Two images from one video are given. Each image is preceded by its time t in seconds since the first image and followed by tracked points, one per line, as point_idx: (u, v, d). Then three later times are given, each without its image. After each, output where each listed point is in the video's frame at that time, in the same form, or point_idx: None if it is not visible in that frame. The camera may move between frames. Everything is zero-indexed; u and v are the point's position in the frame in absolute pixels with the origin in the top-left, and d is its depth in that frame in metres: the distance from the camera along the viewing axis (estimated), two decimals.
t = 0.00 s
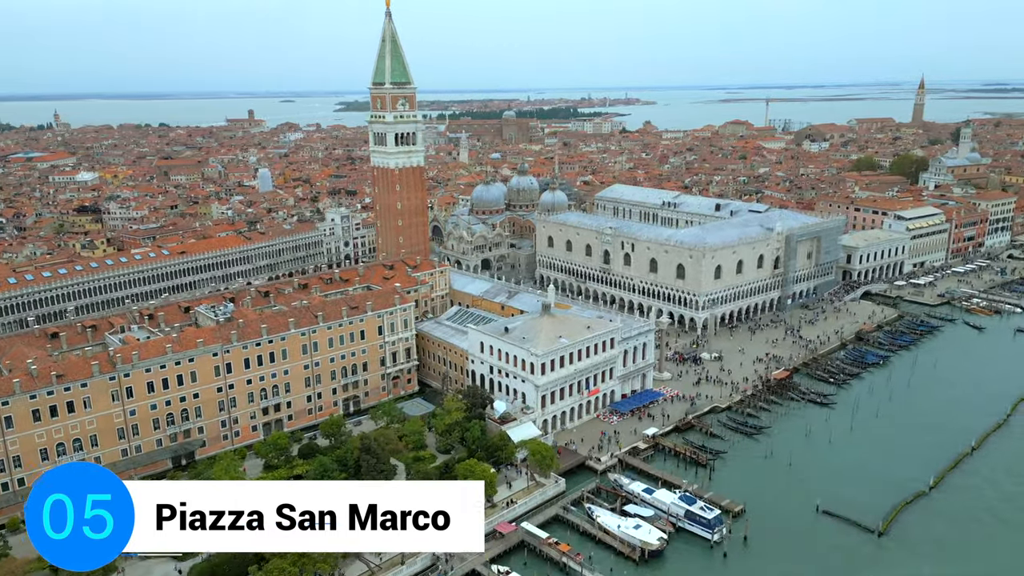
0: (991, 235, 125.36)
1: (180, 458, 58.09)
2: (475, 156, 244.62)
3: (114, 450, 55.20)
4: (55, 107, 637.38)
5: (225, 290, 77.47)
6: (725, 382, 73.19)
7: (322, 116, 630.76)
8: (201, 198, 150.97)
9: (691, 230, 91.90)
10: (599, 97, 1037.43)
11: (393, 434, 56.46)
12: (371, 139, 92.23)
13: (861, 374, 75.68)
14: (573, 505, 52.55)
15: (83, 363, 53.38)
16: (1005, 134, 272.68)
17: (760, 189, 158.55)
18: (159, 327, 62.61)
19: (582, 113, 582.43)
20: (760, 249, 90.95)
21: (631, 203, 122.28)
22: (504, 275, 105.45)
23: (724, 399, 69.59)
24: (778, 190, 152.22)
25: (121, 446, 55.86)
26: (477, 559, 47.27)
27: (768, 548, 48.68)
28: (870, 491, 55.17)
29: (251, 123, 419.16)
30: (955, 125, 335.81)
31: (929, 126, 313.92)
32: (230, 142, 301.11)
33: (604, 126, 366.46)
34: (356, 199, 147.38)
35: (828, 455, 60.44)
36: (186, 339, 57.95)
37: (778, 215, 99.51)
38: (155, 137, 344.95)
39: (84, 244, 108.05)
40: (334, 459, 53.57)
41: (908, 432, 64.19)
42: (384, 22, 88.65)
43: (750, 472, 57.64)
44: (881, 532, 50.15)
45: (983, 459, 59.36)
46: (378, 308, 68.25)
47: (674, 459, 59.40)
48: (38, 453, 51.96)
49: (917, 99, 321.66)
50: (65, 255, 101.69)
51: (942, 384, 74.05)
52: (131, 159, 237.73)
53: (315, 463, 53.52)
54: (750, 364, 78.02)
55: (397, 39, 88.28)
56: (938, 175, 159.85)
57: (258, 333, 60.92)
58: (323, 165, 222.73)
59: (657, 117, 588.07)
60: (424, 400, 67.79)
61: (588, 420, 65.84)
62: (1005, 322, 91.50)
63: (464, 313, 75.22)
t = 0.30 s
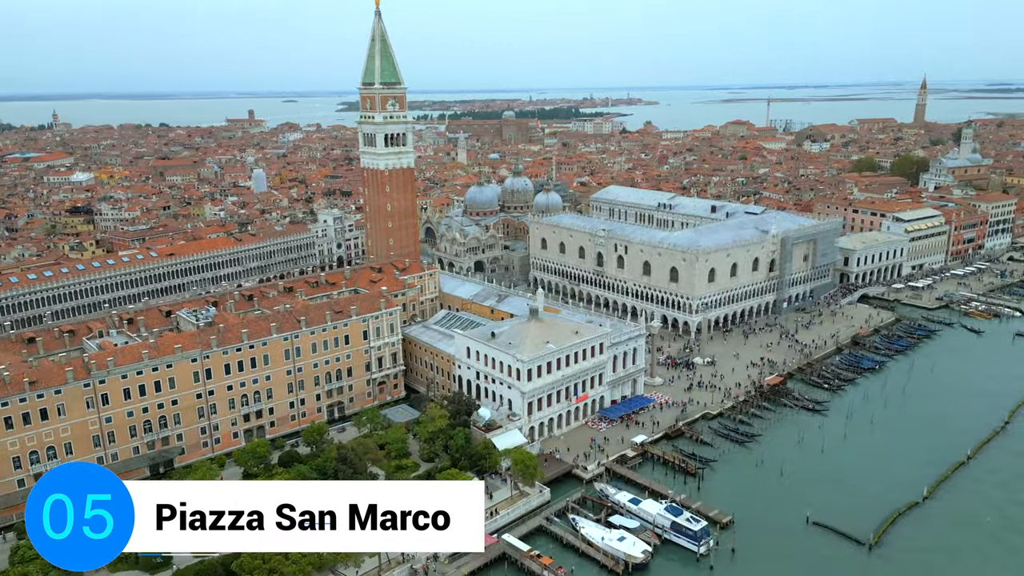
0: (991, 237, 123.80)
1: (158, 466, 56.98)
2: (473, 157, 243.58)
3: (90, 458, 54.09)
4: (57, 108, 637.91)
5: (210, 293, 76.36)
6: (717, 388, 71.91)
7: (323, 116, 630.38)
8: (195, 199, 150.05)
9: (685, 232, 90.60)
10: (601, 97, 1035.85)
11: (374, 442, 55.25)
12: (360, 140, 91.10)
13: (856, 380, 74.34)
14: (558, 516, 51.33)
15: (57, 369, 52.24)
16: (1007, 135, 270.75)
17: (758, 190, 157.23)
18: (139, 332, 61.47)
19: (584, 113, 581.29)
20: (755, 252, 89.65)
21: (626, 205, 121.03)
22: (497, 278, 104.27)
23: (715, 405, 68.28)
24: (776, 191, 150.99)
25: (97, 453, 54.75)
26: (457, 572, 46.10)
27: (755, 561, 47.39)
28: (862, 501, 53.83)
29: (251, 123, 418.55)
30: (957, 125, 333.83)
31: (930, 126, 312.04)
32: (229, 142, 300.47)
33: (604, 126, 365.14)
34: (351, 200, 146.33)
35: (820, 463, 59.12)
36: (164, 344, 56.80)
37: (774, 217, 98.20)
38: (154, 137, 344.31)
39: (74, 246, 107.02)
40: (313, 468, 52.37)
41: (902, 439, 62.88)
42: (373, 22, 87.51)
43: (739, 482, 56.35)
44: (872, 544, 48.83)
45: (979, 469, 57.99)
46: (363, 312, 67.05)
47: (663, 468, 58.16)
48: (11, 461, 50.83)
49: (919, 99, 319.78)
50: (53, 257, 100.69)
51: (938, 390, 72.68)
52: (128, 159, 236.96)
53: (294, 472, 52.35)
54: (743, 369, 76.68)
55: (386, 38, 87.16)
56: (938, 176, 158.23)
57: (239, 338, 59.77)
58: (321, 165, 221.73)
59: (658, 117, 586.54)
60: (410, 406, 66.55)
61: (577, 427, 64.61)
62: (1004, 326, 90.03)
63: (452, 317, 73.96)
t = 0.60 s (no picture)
0: (991, 239, 122.34)
1: (137, 473, 55.87)
2: (472, 157, 242.57)
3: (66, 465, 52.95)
4: (59, 108, 638.37)
5: (195, 296, 75.30)
6: (709, 393, 70.72)
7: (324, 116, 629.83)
8: (188, 200, 148.99)
9: (680, 234, 89.38)
10: (603, 97, 1034.48)
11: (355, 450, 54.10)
12: (350, 140, 89.95)
13: (851, 384, 73.07)
14: (541, 527, 50.18)
15: (32, 375, 51.11)
16: (1009, 135, 269.06)
17: (756, 191, 155.91)
18: (119, 336, 60.36)
19: (585, 113, 580.14)
20: (750, 254, 88.41)
21: (622, 206, 119.84)
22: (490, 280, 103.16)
23: (708, 411, 67.05)
24: (775, 192, 149.68)
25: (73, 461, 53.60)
26: None
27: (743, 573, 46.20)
28: (855, 511, 52.60)
29: (251, 123, 417.86)
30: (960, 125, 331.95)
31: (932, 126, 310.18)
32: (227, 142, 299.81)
33: (604, 126, 363.83)
34: (345, 201, 145.30)
35: (813, 471, 57.90)
36: (142, 350, 55.66)
37: (770, 219, 97.00)
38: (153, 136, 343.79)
39: (63, 247, 106.01)
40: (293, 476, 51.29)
41: (897, 446, 61.54)
42: (363, 21, 86.41)
43: (729, 490, 55.14)
44: (864, 556, 47.60)
45: (975, 478, 56.72)
46: (349, 316, 65.92)
47: (651, 476, 57.00)
48: None
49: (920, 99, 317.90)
50: (41, 259, 99.73)
51: (935, 395, 71.38)
52: (125, 159, 236.18)
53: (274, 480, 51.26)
54: (736, 374, 75.43)
55: (376, 37, 86.05)
56: (938, 177, 156.51)
57: (221, 343, 58.63)
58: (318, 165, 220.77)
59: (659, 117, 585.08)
60: (396, 412, 65.50)
61: (565, 433, 63.45)
62: (1003, 330, 88.70)
63: (440, 320, 72.79)
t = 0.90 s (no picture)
0: (992, 241, 120.91)
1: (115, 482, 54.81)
2: (470, 157, 241.39)
3: (41, 473, 51.83)
4: (60, 108, 637.86)
5: (180, 299, 74.22)
6: (701, 399, 69.53)
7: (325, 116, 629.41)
8: (182, 201, 147.79)
9: (673, 236, 88.20)
10: (605, 97, 1032.78)
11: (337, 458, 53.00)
12: (340, 141, 88.78)
13: (846, 390, 71.87)
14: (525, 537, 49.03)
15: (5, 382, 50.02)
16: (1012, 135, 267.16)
17: (754, 192, 154.35)
18: (97, 341, 59.26)
19: (586, 113, 578.90)
20: (745, 257, 87.18)
21: (618, 207, 118.61)
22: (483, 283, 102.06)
23: (699, 417, 65.88)
24: (773, 194, 148.25)
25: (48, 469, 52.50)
26: None
27: None
28: (846, 523, 51.47)
29: (251, 123, 417.07)
30: (962, 125, 329.93)
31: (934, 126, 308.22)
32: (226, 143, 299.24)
33: (604, 126, 362.30)
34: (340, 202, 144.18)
35: (805, 481, 56.82)
36: (120, 355, 54.59)
37: (766, 221, 95.76)
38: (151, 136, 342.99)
39: (52, 249, 104.91)
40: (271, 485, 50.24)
41: (891, 456, 60.47)
42: (353, 20, 85.24)
43: (718, 501, 54.03)
44: (854, 570, 46.46)
45: (969, 489, 55.59)
46: (333, 320, 64.83)
47: (640, 484, 55.86)
48: None
49: (922, 100, 316.01)
50: (29, 261, 98.63)
51: (932, 402, 70.18)
52: (122, 159, 235.32)
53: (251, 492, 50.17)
54: (729, 379, 74.23)
55: (366, 37, 84.90)
56: (939, 178, 154.86)
57: (201, 348, 57.59)
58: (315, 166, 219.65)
59: (660, 117, 583.50)
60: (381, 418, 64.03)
61: (553, 440, 62.24)
62: (1002, 334, 87.38)
63: (428, 325, 71.63)
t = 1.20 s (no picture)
0: (992, 243, 119.44)
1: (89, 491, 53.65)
2: (468, 158, 240.25)
3: (12, 482, 50.66)
4: (61, 108, 637.26)
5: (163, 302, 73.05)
6: (692, 405, 68.24)
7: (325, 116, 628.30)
8: (175, 201, 146.64)
9: (667, 238, 86.90)
10: (607, 97, 1031.11)
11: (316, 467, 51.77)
12: (329, 142, 87.56)
13: (841, 396, 70.58)
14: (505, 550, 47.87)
15: None
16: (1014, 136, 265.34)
17: (753, 193, 152.96)
18: (74, 346, 58.06)
19: (587, 113, 577.21)
20: (739, 259, 85.82)
21: (612, 209, 117.30)
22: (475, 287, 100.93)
23: (690, 424, 64.54)
24: (771, 195, 146.78)
25: (20, 478, 51.31)
26: None
27: None
28: (837, 535, 50.25)
29: (251, 123, 416.20)
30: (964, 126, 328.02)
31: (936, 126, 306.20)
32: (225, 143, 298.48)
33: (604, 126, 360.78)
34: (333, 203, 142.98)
35: (795, 491, 55.63)
36: (95, 361, 53.41)
37: (762, 223, 94.41)
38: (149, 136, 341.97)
39: (40, 251, 103.83)
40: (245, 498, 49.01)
41: (884, 464, 59.23)
42: (341, 20, 84.02)
43: (706, 511, 52.82)
44: None
45: (964, 499, 54.38)
46: (316, 325, 63.61)
47: (627, 494, 54.59)
48: None
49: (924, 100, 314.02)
50: (16, 262, 97.56)
51: (928, 408, 68.86)
52: (118, 159, 234.33)
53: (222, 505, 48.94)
54: (722, 384, 72.92)
55: (355, 37, 83.68)
56: (939, 179, 153.29)
57: (179, 353, 56.42)
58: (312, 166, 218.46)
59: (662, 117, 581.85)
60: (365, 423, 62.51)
61: (540, 447, 60.97)
62: (1001, 338, 85.97)
63: (415, 329, 70.39)
